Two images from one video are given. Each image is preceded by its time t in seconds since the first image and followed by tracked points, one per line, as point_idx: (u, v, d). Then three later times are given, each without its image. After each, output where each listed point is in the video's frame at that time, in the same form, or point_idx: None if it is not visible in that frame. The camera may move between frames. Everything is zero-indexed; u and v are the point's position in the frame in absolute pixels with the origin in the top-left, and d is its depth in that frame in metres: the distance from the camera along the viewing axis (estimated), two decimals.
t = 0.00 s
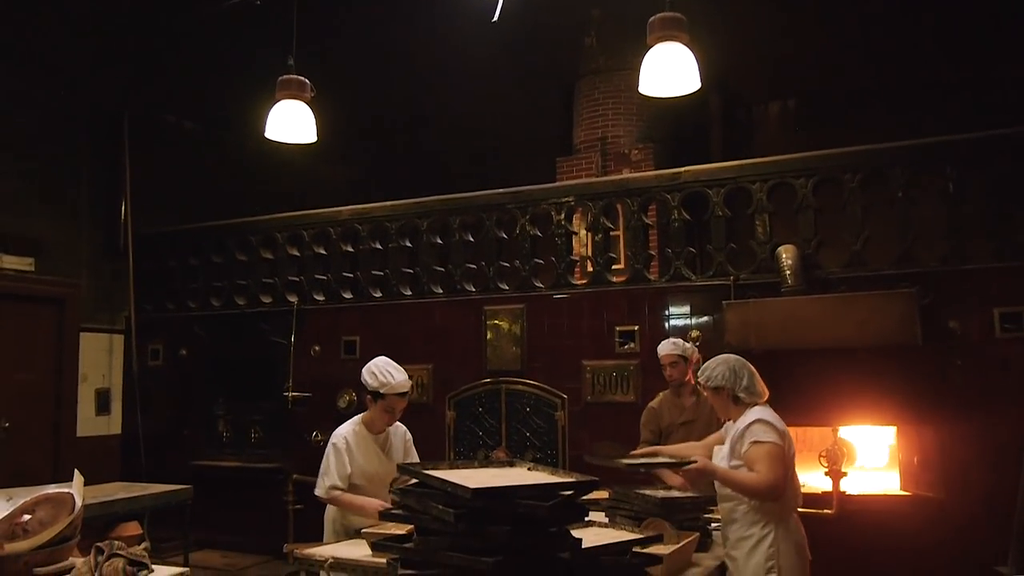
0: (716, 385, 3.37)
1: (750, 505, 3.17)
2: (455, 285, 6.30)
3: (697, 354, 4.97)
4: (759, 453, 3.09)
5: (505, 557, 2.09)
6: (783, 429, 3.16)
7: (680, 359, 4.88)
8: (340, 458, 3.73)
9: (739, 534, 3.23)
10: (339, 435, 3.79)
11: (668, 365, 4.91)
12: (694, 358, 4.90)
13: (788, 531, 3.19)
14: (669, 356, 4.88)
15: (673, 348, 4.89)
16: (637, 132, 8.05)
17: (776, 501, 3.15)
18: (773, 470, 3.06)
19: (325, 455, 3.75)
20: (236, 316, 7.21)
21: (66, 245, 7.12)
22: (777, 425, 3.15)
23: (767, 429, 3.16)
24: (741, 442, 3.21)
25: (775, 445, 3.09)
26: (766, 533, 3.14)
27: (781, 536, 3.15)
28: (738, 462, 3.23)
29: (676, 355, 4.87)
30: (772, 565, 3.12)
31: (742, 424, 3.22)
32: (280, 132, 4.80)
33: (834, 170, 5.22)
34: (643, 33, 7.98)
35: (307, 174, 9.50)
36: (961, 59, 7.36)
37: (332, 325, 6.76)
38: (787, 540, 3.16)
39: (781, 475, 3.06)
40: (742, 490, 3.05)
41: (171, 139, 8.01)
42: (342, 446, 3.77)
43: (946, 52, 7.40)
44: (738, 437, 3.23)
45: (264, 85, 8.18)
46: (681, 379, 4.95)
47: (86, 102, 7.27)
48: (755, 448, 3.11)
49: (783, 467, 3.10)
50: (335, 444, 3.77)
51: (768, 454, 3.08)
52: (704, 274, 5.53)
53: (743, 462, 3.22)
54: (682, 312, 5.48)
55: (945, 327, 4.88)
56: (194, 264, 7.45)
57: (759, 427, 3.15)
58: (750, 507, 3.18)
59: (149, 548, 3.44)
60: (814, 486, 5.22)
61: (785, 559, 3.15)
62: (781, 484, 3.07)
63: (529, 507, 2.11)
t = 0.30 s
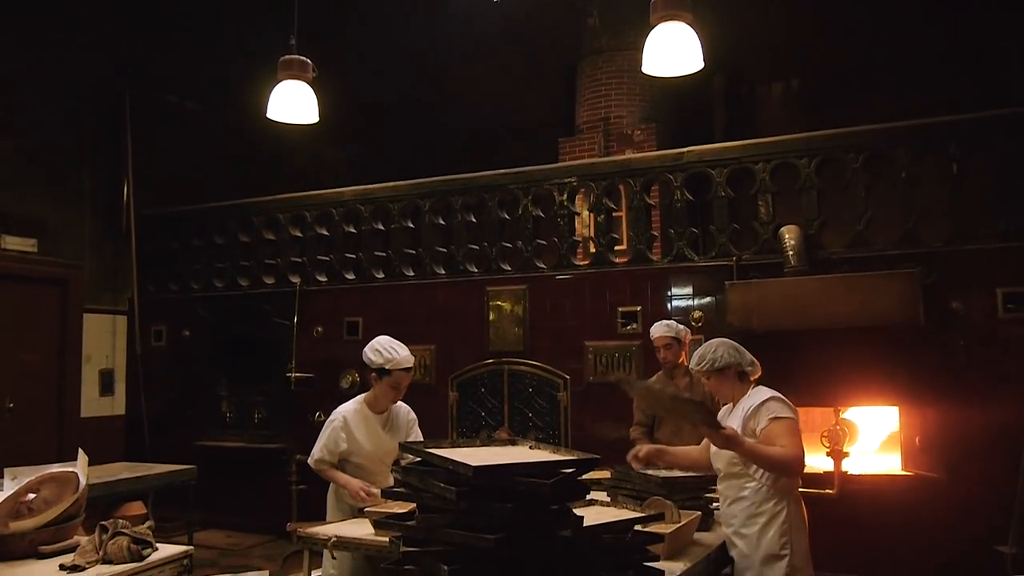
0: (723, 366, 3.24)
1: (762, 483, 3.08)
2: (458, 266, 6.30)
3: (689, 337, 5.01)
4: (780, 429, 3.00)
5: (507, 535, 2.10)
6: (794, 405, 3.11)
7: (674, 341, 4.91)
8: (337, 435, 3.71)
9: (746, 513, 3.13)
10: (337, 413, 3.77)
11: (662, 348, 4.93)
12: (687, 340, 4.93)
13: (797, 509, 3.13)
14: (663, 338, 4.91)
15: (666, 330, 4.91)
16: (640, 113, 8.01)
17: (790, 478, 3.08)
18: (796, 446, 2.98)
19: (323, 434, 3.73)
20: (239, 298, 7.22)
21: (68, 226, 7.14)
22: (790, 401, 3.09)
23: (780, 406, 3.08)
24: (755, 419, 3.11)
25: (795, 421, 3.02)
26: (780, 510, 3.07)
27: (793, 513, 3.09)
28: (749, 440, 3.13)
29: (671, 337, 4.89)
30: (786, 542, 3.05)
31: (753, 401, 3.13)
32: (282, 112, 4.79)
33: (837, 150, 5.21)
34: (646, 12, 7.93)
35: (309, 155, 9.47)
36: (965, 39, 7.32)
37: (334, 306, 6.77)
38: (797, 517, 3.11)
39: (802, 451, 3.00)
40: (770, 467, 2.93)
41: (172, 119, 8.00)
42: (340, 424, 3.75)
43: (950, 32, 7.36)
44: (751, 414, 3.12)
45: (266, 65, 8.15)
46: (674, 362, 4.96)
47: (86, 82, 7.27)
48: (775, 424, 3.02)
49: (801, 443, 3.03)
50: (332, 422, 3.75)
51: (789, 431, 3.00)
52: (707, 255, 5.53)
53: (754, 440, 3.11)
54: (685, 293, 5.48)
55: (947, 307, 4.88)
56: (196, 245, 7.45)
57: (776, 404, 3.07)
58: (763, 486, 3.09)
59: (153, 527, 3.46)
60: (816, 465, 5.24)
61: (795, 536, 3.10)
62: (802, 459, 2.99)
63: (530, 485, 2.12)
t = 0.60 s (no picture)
0: (722, 350, 3.22)
1: (758, 466, 3.08)
2: (460, 249, 6.30)
3: (684, 321, 5.00)
4: (773, 414, 2.99)
5: (508, 516, 2.11)
6: (791, 389, 3.09)
7: (669, 325, 4.89)
8: (355, 421, 3.56)
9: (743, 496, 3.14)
10: (353, 398, 3.61)
11: (658, 332, 4.91)
12: (682, 323, 4.92)
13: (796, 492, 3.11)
14: (658, 322, 4.89)
15: (662, 315, 4.90)
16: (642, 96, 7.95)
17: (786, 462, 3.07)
18: (787, 430, 2.97)
19: (339, 418, 3.57)
20: (240, 282, 7.22)
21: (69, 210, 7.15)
22: (785, 385, 3.07)
23: (776, 390, 3.07)
24: (749, 403, 3.11)
25: (789, 405, 3.00)
26: (775, 493, 3.06)
27: (789, 497, 3.08)
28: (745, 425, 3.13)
29: (666, 321, 4.88)
30: (781, 526, 3.04)
31: (750, 385, 3.13)
32: (283, 96, 4.78)
33: (840, 133, 5.19)
34: None
35: (310, 139, 9.45)
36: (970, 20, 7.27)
37: (336, 290, 6.77)
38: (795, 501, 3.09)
39: (794, 435, 2.98)
40: (759, 452, 2.94)
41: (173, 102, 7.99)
42: (357, 409, 3.59)
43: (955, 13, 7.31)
44: (745, 399, 3.12)
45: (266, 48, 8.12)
46: (670, 346, 4.95)
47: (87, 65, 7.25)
48: (767, 408, 3.01)
49: (795, 427, 3.02)
50: (349, 407, 3.59)
51: (780, 415, 2.99)
52: (709, 238, 5.52)
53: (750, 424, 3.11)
54: (687, 277, 5.47)
55: (950, 289, 4.88)
56: (198, 229, 7.45)
57: (770, 387, 3.05)
58: (760, 469, 3.08)
59: (156, 510, 3.48)
60: (817, 448, 5.25)
61: (792, 520, 3.08)
62: (794, 443, 2.98)
63: (533, 467, 2.13)
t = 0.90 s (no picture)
0: (703, 348, 2.94)
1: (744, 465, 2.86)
2: (460, 236, 6.29)
3: (678, 307, 4.98)
4: (760, 417, 2.74)
5: (508, 501, 2.12)
6: (779, 382, 2.82)
7: (664, 312, 4.86)
8: (375, 403, 3.55)
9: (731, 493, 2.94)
10: (372, 381, 3.61)
11: (653, 320, 4.87)
12: (676, 309, 4.90)
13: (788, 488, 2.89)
14: (653, 310, 4.86)
15: (656, 302, 4.86)
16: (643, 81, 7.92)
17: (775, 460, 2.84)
18: (775, 432, 2.72)
19: (359, 399, 3.56)
20: (241, 268, 7.21)
21: (70, 197, 7.15)
22: (772, 382, 2.79)
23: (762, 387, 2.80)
24: (735, 402, 2.84)
25: (776, 405, 2.74)
26: (762, 492, 2.84)
27: (779, 495, 2.85)
28: (732, 423, 2.88)
29: (660, 308, 4.84)
30: (768, 525, 2.83)
31: (734, 382, 2.86)
32: (283, 82, 4.77)
33: (841, 118, 5.18)
34: None
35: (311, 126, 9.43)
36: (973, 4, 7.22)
37: (337, 276, 6.77)
38: (785, 499, 2.86)
39: (783, 437, 2.73)
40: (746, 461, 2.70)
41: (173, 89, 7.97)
42: (377, 392, 3.59)
43: None
44: (730, 397, 2.85)
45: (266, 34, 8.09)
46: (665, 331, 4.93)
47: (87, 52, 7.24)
48: (752, 411, 2.75)
49: (785, 426, 2.76)
50: (368, 389, 3.59)
51: (767, 417, 2.73)
52: (710, 223, 5.51)
53: (737, 424, 2.86)
54: (688, 263, 5.47)
55: (950, 274, 4.88)
56: (199, 216, 7.44)
57: (754, 387, 2.78)
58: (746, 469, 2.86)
59: (159, 495, 3.49)
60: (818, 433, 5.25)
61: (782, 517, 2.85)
62: (784, 445, 2.74)
63: (533, 451, 2.14)
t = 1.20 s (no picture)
0: (683, 340, 2.89)
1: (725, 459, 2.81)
2: (462, 224, 6.29)
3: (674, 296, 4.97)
4: (737, 410, 2.66)
5: (511, 486, 2.13)
6: (759, 373, 2.73)
7: (660, 302, 4.85)
8: (383, 387, 3.57)
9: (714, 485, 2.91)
10: (381, 365, 3.63)
11: (649, 310, 4.87)
12: (673, 299, 4.89)
13: (770, 481, 2.83)
14: (650, 300, 4.84)
15: (653, 292, 4.85)
16: (645, 69, 7.88)
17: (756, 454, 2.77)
18: (752, 427, 2.63)
19: (367, 384, 3.59)
20: (242, 257, 7.21)
21: (71, 186, 7.15)
22: (750, 373, 2.70)
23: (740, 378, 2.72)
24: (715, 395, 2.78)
25: (753, 397, 2.66)
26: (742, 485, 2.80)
27: (760, 489, 2.80)
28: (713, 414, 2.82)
29: (657, 298, 4.84)
30: (747, 520, 2.80)
31: (714, 374, 2.79)
32: (284, 70, 4.76)
33: (844, 106, 5.16)
34: None
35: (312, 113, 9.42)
36: None
37: (339, 264, 6.77)
38: (767, 492, 2.81)
39: (760, 431, 2.64)
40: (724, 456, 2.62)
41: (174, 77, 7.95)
42: (385, 376, 3.61)
43: None
44: (710, 389, 2.79)
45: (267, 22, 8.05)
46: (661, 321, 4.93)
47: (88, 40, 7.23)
48: (729, 404, 2.68)
49: (764, 419, 2.67)
50: (376, 373, 3.61)
51: (743, 410, 2.65)
52: (712, 211, 5.50)
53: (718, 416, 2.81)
54: (689, 251, 5.47)
55: (952, 262, 4.88)
56: (200, 204, 7.43)
57: (731, 379, 2.70)
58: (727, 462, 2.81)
59: (161, 482, 3.50)
60: (819, 421, 5.24)
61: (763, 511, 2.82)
62: (763, 438, 2.65)
63: (535, 438, 2.14)
